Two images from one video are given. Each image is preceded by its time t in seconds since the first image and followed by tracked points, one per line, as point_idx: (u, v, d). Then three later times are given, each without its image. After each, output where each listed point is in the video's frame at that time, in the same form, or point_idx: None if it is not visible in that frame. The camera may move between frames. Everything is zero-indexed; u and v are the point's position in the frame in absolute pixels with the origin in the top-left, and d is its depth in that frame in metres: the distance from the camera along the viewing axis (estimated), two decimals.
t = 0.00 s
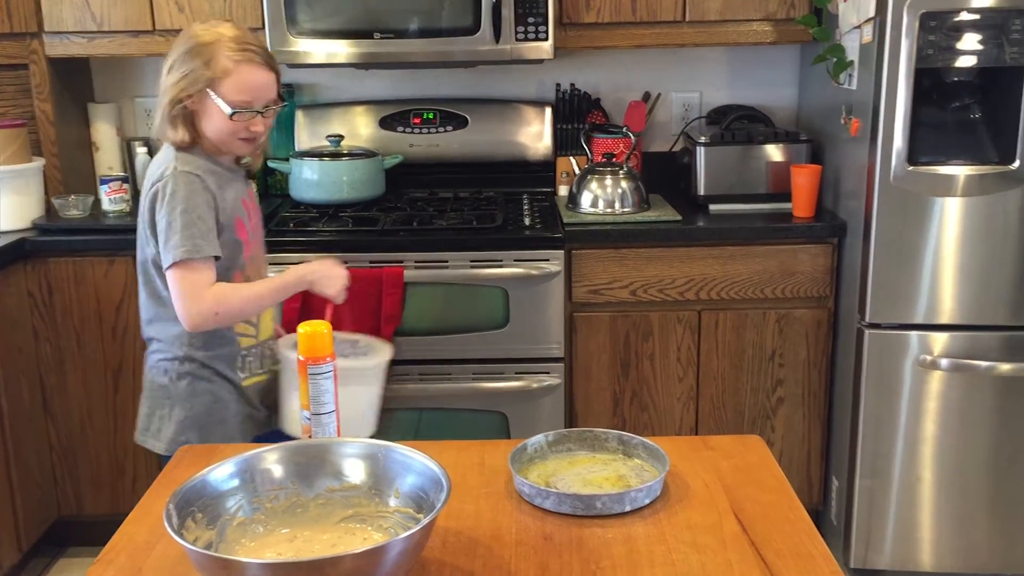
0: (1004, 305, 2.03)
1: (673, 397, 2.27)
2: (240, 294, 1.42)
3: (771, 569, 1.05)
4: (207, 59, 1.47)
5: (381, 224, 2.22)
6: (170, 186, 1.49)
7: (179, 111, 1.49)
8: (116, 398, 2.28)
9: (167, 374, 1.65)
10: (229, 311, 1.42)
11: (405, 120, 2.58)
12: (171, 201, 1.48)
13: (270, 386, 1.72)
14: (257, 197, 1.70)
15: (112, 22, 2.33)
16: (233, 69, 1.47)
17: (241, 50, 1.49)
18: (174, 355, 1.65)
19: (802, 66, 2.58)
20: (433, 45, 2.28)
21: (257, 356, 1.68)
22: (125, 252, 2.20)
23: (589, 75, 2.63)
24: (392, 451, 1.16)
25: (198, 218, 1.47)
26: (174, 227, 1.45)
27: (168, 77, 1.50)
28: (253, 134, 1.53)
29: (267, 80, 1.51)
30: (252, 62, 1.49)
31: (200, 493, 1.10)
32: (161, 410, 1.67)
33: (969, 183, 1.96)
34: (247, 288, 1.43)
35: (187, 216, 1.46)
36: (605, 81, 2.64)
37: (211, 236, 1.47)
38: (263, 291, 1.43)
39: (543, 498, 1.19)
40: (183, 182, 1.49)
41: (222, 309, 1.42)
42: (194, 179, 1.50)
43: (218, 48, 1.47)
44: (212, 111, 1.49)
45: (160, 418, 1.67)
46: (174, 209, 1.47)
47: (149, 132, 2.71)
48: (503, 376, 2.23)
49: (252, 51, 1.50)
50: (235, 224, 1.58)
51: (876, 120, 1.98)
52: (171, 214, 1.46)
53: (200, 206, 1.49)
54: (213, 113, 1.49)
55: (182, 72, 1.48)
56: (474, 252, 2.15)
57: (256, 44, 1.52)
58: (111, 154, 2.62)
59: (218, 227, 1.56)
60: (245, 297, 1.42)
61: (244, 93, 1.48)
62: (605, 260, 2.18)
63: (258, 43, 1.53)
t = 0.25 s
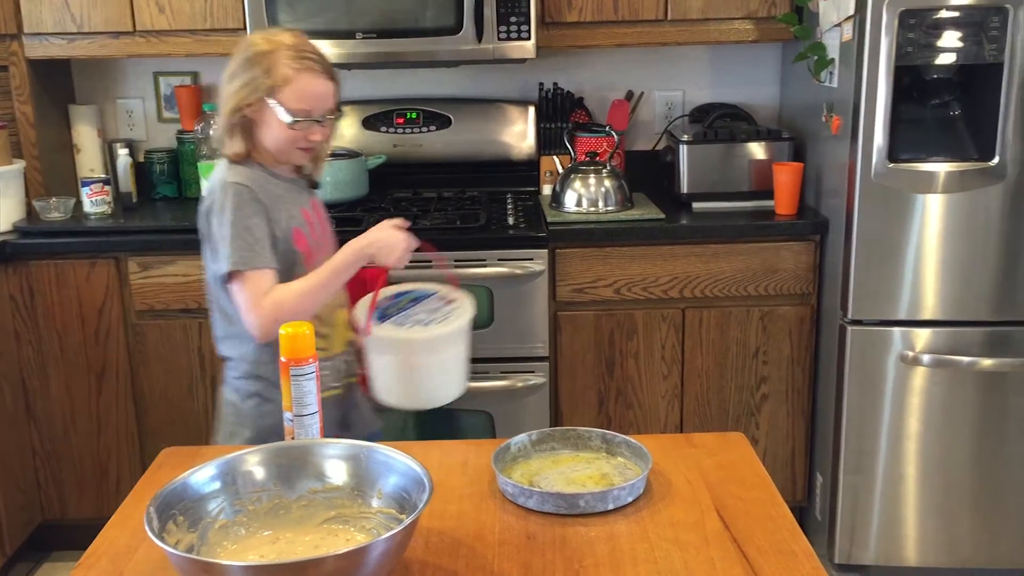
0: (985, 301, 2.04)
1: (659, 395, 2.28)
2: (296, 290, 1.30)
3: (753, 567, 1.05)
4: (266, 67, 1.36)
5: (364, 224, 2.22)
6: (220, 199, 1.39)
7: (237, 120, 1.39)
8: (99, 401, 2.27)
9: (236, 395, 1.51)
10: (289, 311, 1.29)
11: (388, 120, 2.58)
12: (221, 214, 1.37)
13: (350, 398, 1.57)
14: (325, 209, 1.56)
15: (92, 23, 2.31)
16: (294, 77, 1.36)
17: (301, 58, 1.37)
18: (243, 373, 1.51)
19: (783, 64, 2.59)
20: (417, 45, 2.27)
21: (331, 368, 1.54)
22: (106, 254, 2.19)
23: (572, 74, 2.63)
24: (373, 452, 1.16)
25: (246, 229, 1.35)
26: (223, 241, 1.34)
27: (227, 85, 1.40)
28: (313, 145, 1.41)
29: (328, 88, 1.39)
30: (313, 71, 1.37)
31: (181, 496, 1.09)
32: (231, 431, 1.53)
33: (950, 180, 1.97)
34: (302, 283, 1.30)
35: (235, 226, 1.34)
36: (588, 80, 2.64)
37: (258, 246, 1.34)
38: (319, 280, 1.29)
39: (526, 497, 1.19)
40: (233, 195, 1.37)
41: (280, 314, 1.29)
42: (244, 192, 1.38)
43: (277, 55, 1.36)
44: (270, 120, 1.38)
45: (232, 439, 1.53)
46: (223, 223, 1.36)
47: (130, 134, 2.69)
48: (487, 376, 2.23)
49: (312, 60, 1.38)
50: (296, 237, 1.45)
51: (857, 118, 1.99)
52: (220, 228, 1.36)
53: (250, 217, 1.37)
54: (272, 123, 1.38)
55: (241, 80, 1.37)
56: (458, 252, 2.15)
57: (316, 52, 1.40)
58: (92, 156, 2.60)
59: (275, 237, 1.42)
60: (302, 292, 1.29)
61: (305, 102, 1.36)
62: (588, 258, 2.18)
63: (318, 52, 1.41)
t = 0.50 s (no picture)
0: (968, 298, 2.06)
1: (644, 394, 2.28)
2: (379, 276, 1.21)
3: (736, 565, 1.06)
4: (354, 61, 1.30)
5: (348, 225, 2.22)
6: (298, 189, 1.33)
7: (323, 114, 1.34)
8: (83, 405, 2.26)
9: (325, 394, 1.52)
10: (375, 299, 1.21)
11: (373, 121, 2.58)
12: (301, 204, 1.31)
13: (434, 396, 1.55)
14: (411, 205, 1.51)
15: (73, 25, 2.30)
16: (379, 73, 1.29)
17: (389, 55, 1.30)
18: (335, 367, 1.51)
19: (766, 63, 2.60)
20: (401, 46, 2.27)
21: (416, 368, 1.52)
22: (89, 257, 2.18)
23: (556, 74, 2.64)
24: (357, 454, 1.16)
25: (328, 217, 1.29)
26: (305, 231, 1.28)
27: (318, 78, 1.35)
28: (395, 145, 1.33)
29: (416, 86, 1.30)
30: (402, 69, 1.30)
31: (163, 499, 1.08)
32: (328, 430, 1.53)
33: (931, 177, 1.98)
34: (387, 268, 1.22)
35: (316, 215, 1.28)
36: (572, 80, 2.64)
37: (344, 234, 1.28)
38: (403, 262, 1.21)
39: (510, 497, 1.19)
40: (311, 186, 1.32)
41: (368, 302, 1.21)
42: (326, 182, 1.33)
43: (366, 50, 1.30)
44: (354, 117, 1.31)
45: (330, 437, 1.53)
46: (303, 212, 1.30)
47: (113, 136, 2.68)
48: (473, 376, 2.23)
49: (399, 57, 1.31)
50: (375, 228, 1.40)
51: (838, 116, 2.00)
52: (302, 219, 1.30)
53: (332, 205, 1.31)
54: (356, 120, 1.31)
55: (330, 74, 1.32)
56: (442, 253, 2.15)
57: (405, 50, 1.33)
58: (75, 158, 2.59)
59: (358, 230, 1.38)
60: (387, 277, 1.21)
61: (387, 99, 1.28)
62: (573, 258, 2.19)
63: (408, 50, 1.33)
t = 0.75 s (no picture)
0: (953, 296, 2.07)
1: (633, 394, 2.28)
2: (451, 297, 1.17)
3: (722, 563, 1.06)
4: (411, 67, 1.25)
5: (336, 226, 2.22)
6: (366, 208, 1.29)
7: (386, 124, 1.30)
8: (69, 408, 2.25)
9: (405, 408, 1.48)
10: (453, 320, 1.17)
11: (360, 122, 2.58)
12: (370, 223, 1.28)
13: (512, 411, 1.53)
14: (489, 218, 1.48)
15: (57, 27, 2.29)
16: (438, 77, 1.24)
17: (446, 57, 1.25)
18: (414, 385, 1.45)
19: (752, 63, 2.60)
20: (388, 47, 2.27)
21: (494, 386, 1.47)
22: (75, 260, 2.17)
23: (543, 75, 2.64)
24: (343, 456, 1.15)
25: (400, 238, 1.25)
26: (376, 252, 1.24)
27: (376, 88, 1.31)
28: (463, 149, 1.28)
29: (478, 88, 1.25)
30: (460, 71, 1.25)
31: (148, 503, 1.08)
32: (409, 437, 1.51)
33: (916, 176, 1.99)
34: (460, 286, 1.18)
35: (387, 236, 1.24)
36: (559, 81, 2.65)
37: (417, 254, 1.24)
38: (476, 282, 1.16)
39: (497, 498, 1.19)
40: (381, 204, 1.27)
41: (441, 324, 1.17)
42: (398, 201, 1.29)
43: (422, 55, 1.25)
44: (417, 126, 1.27)
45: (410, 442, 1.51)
46: (374, 232, 1.26)
47: (99, 138, 2.67)
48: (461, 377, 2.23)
49: (456, 57, 1.25)
50: (447, 247, 1.37)
51: (824, 116, 2.01)
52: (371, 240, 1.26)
53: (404, 226, 1.26)
54: (418, 127, 1.27)
55: (389, 82, 1.28)
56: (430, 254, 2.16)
57: (460, 49, 1.27)
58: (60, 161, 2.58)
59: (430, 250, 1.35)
60: (459, 296, 1.16)
61: (450, 104, 1.24)
62: (560, 259, 2.19)
63: (464, 48, 1.28)
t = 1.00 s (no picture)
0: (938, 295, 2.07)
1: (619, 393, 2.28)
2: (494, 308, 1.21)
3: (707, 562, 1.06)
4: (477, 53, 1.23)
5: (322, 227, 2.21)
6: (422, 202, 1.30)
7: (452, 114, 1.28)
8: (53, 410, 2.24)
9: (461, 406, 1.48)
10: (489, 329, 1.21)
11: (345, 122, 2.56)
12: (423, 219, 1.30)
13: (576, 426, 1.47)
14: (557, 215, 1.42)
15: (40, 27, 2.28)
16: (505, 63, 1.22)
17: (513, 43, 1.22)
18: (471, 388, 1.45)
19: (737, 62, 2.61)
20: (374, 47, 2.26)
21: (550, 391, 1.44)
22: (58, 261, 2.16)
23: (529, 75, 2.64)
24: (327, 457, 1.15)
25: (449, 238, 1.26)
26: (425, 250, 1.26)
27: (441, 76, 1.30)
28: (531, 139, 1.26)
29: (546, 75, 1.23)
30: (529, 56, 1.22)
31: (131, 506, 1.07)
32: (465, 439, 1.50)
33: (900, 175, 2.00)
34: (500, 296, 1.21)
35: (436, 234, 1.26)
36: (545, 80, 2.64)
37: (462, 257, 1.25)
38: (520, 294, 1.19)
39: (482, 499, 1.18)
40: (434, 200, 1.28)
41: (477, 333, 1.22)
42: (454, 197, 1.29)
43: (489, 39, 1.23)
44: (483, 114, 1.25)
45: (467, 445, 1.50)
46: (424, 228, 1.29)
47: (82, 139, 2.65)
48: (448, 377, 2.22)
49: (523, 43, 1.23)
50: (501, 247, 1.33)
51: (809, 116, 2.01)
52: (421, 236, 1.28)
53: (454, 224, 1.27)
54: (485, 116, 1.25)
55: (454, 70, 1.26)
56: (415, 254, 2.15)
57: (527, 35, 1.25)
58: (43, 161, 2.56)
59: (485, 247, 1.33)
60: (500, 309, 1.20)
61: (518, 92, 1.22)
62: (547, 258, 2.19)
63: (531, 34, 1.25)
